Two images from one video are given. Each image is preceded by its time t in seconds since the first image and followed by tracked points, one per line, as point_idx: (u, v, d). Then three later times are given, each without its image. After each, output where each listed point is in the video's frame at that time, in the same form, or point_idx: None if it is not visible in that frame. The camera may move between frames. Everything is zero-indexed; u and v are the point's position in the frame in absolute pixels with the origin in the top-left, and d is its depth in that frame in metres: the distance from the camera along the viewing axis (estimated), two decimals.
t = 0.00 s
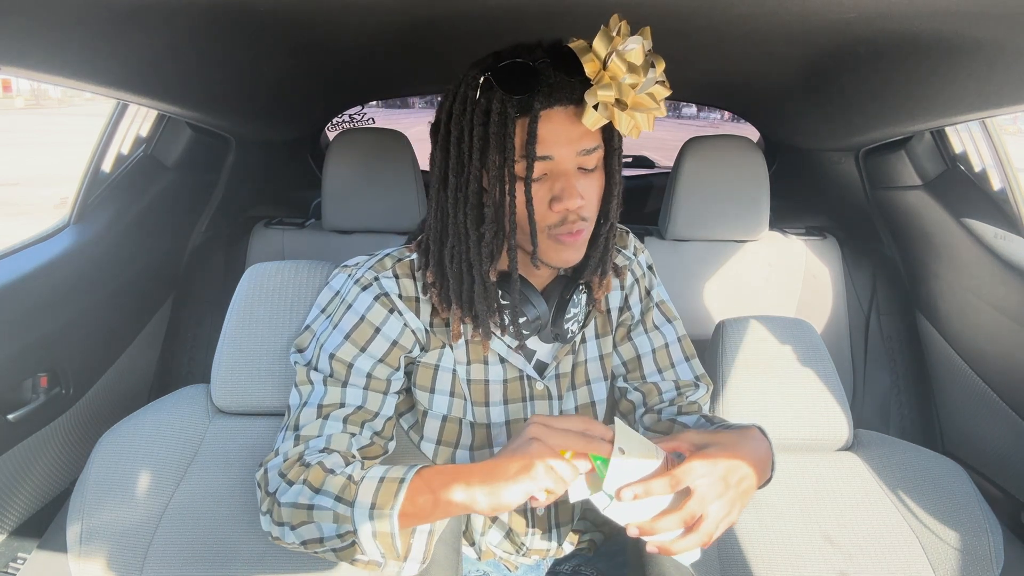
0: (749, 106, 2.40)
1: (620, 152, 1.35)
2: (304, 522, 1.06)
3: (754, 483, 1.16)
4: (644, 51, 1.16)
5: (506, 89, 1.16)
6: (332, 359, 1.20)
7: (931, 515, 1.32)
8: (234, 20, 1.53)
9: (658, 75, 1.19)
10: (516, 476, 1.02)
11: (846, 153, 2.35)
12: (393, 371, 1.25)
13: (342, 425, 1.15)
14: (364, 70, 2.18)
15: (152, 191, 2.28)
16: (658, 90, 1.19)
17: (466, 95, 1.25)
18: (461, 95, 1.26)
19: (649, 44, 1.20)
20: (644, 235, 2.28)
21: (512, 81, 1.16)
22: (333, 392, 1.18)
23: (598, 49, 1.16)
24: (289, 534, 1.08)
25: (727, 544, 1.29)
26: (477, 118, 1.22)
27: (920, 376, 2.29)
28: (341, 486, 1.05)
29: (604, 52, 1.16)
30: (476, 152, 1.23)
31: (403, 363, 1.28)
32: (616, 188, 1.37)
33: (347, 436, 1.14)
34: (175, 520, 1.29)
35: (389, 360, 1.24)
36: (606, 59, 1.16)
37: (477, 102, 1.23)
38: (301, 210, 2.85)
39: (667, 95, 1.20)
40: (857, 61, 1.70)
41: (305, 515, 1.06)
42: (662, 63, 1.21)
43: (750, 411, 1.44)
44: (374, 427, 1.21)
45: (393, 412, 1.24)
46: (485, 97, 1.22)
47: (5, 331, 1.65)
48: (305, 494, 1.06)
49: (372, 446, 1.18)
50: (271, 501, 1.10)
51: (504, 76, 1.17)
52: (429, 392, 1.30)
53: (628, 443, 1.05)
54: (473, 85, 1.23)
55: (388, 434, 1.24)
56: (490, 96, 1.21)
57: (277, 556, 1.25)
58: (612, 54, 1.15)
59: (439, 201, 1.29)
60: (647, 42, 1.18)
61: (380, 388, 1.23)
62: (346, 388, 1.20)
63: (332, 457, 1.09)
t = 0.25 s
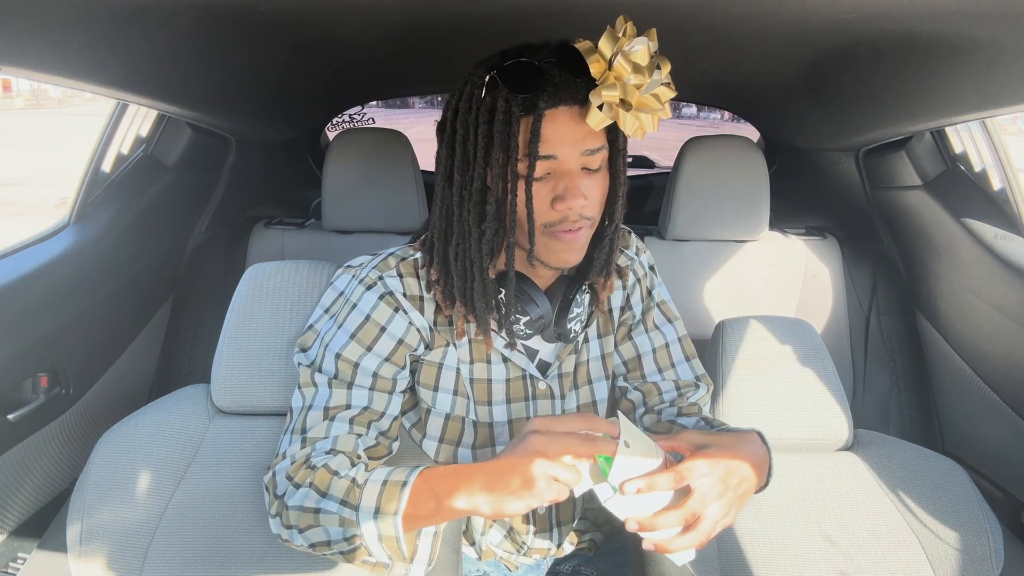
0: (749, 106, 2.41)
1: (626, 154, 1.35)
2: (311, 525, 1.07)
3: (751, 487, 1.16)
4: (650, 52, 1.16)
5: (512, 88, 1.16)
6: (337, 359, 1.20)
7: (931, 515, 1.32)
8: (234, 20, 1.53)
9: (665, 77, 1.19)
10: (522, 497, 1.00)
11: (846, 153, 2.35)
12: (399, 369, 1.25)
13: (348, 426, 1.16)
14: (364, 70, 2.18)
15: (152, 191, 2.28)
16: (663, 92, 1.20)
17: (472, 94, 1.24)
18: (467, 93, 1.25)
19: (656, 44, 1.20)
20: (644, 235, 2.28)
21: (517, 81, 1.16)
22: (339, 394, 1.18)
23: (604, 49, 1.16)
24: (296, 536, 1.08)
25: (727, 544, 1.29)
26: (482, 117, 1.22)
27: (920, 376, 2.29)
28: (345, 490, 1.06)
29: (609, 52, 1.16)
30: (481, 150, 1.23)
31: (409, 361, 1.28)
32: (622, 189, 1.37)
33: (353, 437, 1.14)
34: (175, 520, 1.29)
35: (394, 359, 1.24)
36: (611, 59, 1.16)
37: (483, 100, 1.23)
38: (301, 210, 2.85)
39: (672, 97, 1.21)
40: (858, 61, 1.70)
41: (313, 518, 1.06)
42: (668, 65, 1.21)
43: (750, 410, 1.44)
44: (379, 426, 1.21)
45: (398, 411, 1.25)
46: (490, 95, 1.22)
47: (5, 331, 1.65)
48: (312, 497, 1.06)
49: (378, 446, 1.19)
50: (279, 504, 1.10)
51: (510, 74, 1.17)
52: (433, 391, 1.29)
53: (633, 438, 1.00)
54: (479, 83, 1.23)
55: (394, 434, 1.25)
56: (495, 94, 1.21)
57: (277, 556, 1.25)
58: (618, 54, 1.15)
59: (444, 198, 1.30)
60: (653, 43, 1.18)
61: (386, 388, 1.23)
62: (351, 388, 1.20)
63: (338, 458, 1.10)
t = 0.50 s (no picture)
0: (749, 105, 2.41)
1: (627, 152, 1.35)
2: (313, 522, 1.07)
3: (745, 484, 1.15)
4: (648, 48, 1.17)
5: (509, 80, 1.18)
6: (339, 354, 1.20)
7: (932, 515, 1.32)
8: (234, 20, 1.53)
9: (665, 74, 1.19)
10: (522, 500, 1.01)
11: (846, 153, 2.35)
12: (401, 366, 1.25)
13: (349, 422, 1.15)
14: (364, 70, 2.18)
15: (152, 191, 2.28)
16: (662, 88, 1.20)
17: (473, 89, 1.26)
18: (468, 88, 1.27)
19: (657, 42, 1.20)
20: (644, 235, 2.28)
21: (516, 75, 1.18)
22: (340, 391, 1.18)
23: (603, 45, 1.17)
24: (298, 533, 1.08)
25: (727, 544, 1.29)
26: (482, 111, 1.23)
27: (920, 376, 2.29)
28: (344, 488, 1.06)
29: (609, 48, 1.17)
30: (480, 144, 1.24)
31: (410, 358, 1.28)
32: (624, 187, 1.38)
33: (354, 433, 1.14)
34: (175, 520, 1.29)
35: (396, 355, 1.24)
36: (611, 54, 1.17)
37: (484, 94, 1.24)
38: (301, 210, 2.85)
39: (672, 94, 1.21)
40: (857, 61, 1.70)
41: (314, 516, 1.06)
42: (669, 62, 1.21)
43: (749, 411, 1.44)
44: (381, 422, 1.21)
45: (400, 407, 1.24)
46: (490, 90, 1.24)
47: (5, 331, 1.65)
48: (313, 494, 1.06)
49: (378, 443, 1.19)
50: (283, 502, 1.10)
51: (509, 69, 1.19)
52: (433, 390, 1.29)
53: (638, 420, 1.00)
54: (479, 79, 1.25)
55: (396, 431, 1.25)
56: (496, 89, 1.23)
57: (277, 556, 1.25)
58: (617, 50, 1.16)
59: (446, 193, 1.31)
60: (653, 40, 1.19)
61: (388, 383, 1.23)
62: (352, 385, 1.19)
63: (338, 455, 1.09)
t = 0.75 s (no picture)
0: (749, 106, 2.41)
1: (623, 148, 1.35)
2: (314, 513, 1.07)
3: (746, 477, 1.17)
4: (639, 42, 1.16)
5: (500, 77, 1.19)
6: (339, 349, 1.20)
7: (931, 515, 1.32)
8: (234, 21, 1.53)
9: (657, 69, 1.18)
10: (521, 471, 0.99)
11: (846, 153, 2.35)
12: (401, 361, 1.24)
13: (349, 416, 1.15)
14: (364, 70, 2.18)
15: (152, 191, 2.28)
16: (654, 83, 1.19)
17: (468, 87, 1.27)
18: (464, 87, 1.29)
19: (649, 38, 1.20)
20: (644, 235, 2.28)
21: (508, 71, 1.19)
22: (339, 385, 1.18)
23: (593, 39, 1.16)
24: (298, 525, 1.08)
25: (728, 544, 1.30)
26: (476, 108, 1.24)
27: (920, 376, 2.29)
28: (341, 475, 1.06)
29: (598, 43, 1.16)
30: (475, 141, 1.25)
31: (410, 354, 1.27)
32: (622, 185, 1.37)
33: (354, 426, 1.14)
34: (175, 520, 1.29)
35: (396, 350, 1.23)
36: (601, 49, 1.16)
37: (478, 92, 1.26)
38: (301, 210, 2.85)
39: (664, 88, 1.19)
40: (857, 61, 1.70)
41: (313, 505, 1.07)
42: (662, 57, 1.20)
43: (749, 411, 1.44)
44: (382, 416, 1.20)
45: (401, 402, 1.23)
46: (484, 87, 1.25)
47: (5, 331, 1.65)
48: (311, 484, 1.07)
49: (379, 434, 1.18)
50: (284, 497, 1.10)
51: (501, 65, 1.20)
52: (433, 390, 1.29)
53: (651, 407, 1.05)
54: (474, 77, 1.26)
55: (397, 427, 1.23)
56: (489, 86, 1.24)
57: (277, 556, 1.25)
58: (606, 44, 1.15)
59: (444, 191, 1.32)
60: (645, 35, 1.18)
61: (389, 378, 1.22)
62: (352, 379, 1.19)
63: (336, 445, 1.10)
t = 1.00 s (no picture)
0: (749, 106, 2.40)
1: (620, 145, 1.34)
2: (319, 501, 1.09)
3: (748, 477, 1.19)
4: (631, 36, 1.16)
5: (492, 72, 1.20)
6: (342, 346, 1.21)
7: (931, 515, 1.32)
8: (234, 21, 1.53)
9: (650, 63, 1.17)
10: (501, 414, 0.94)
11: (846, 153, 2.35)
12: (404, 356, 1.25)
13: (353, 410, 1.15)
14: (364, 70, 2.18)
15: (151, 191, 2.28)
16: (647, 77, 1.17)
17: (464, 85, 1.29)
18: (460, 86, 1.30)
19: (643, 33, 1.19)
20: (644, 235, 2.28)
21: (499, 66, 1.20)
22: (342, 381, 1.18)
23: (584, 34, 1.17)
24: (308, 515, 1.10)
25: (728, 544, 1.29)
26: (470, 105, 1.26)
27: (920, 376, 2.29)
28: (341, 456, 1.06)
29: (590, 38, 1.17)
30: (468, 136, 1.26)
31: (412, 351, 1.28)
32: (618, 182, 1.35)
33: (357, 419, 1.14)
34: (175, 520, 1.29)
35: (398, 346, 1.25)
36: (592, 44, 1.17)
37: (472, 89, 1.27)
38: (301, 210, 2.85)
39: (658, 83, 1.18)
40: (857, 61, 1.70)
41: (318, 493, 1.08)
42: (656, 53, 1.19)
43: (749, 411, 1.44)
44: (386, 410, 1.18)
45: (404, 395, 1.22)
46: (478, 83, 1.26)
47: (5, 331, 1.65)
48: (313, 471, 1.07)
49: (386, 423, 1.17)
50: (293, 493, 1.12)
51: (493, 61, 1.21)
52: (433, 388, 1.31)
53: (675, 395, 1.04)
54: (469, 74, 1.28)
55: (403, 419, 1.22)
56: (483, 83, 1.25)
57: (277, 557, 1.25)
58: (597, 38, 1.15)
59: (439, 188, 1.33)
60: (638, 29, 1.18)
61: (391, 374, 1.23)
62: (354, 375, 1.19)
63: (336, 432, 1.11)
